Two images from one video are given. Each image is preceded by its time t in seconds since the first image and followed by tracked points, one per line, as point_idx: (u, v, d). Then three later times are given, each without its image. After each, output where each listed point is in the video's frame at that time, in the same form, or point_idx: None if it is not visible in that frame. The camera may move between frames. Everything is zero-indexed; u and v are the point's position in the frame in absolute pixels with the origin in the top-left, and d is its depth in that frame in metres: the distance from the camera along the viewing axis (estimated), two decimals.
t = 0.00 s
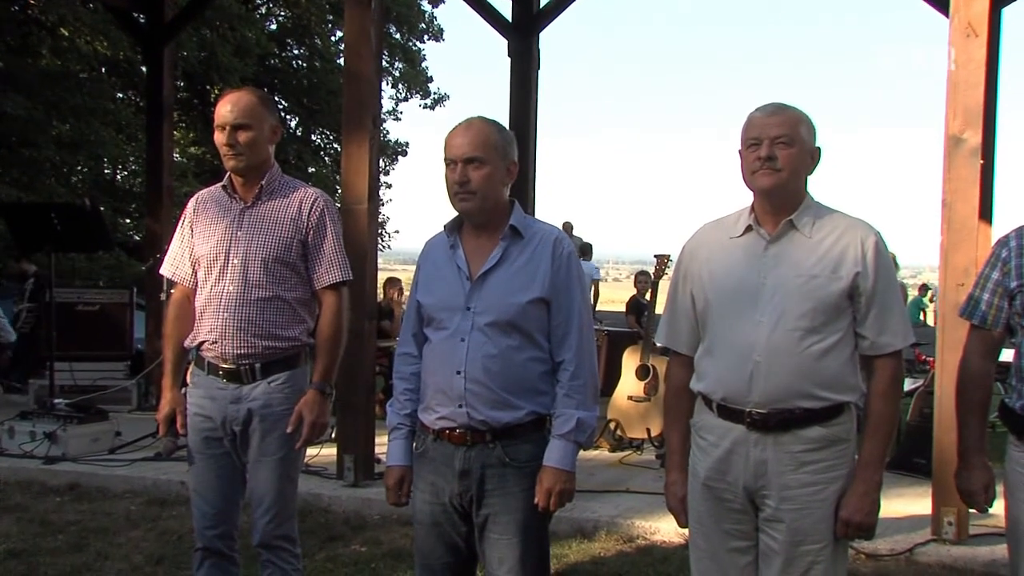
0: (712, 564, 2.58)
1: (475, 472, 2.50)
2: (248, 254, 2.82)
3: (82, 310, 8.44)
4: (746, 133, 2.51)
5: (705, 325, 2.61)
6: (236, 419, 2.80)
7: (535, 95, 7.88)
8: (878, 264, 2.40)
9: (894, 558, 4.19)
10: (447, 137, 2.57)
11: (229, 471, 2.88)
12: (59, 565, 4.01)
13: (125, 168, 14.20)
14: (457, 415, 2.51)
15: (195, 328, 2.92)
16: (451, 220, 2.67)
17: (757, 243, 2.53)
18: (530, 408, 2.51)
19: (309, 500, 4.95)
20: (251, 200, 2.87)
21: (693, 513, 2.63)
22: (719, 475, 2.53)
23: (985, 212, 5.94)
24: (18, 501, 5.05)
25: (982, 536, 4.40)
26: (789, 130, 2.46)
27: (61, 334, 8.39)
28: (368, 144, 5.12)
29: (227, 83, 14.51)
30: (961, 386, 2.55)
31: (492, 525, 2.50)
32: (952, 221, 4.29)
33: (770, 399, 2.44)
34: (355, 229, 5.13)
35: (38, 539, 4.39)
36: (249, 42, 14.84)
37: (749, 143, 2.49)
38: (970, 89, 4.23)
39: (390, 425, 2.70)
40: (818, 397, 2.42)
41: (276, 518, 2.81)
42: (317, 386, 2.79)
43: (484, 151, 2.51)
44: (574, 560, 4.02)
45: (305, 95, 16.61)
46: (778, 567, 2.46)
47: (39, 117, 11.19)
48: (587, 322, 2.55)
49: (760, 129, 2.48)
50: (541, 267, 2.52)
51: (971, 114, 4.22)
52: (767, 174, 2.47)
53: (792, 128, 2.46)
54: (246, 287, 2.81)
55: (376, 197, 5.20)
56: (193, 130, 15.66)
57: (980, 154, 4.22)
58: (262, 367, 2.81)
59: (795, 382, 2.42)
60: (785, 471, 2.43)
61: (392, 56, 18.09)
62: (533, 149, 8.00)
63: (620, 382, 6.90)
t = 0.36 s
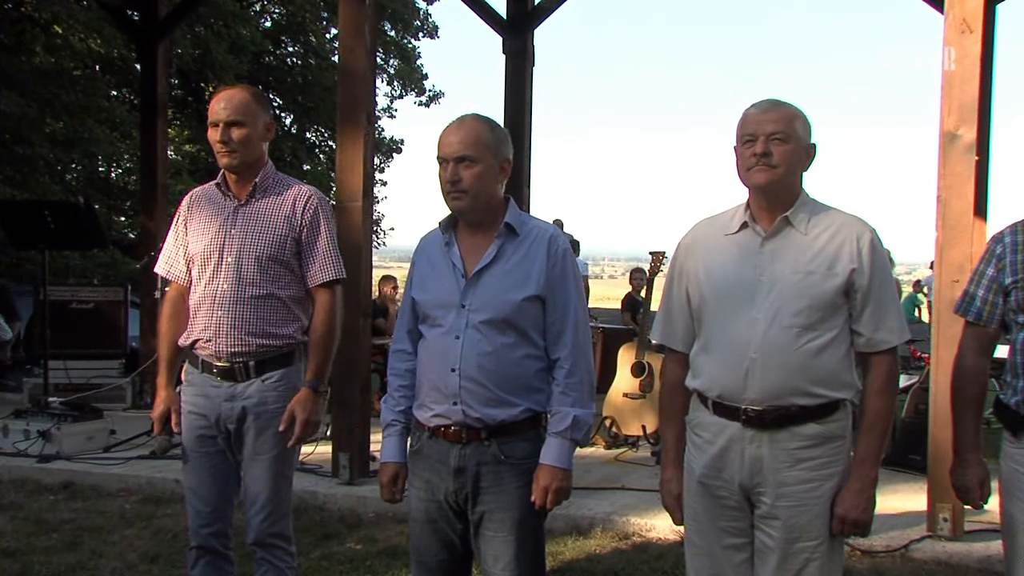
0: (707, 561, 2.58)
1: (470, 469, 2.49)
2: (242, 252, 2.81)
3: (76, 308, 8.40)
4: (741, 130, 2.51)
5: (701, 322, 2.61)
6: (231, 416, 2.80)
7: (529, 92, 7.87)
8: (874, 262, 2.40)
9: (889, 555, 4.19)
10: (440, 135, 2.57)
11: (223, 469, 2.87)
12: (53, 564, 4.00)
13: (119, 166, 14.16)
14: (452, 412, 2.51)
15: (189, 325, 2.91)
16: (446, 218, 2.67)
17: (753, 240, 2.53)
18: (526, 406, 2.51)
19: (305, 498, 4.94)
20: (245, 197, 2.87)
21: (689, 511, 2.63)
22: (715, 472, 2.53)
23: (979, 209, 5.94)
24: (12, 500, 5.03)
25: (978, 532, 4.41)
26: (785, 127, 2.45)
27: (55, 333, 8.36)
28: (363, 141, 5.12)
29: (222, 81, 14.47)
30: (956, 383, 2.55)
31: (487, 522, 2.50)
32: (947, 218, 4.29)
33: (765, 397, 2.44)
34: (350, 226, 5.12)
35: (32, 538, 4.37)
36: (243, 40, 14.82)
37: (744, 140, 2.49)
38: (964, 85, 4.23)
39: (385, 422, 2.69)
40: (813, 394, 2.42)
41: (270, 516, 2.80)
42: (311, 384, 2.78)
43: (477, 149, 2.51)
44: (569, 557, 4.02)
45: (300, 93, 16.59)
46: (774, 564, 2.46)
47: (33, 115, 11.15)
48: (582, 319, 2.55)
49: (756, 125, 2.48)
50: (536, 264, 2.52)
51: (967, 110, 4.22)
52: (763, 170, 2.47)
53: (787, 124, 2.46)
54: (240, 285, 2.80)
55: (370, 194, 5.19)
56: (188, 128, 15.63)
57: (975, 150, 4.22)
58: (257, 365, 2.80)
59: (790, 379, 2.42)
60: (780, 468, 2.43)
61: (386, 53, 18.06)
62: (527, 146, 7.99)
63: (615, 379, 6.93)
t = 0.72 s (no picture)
0: (703, 564, 2.58)
1: (466, 470, 2.49)
2: (239, 251, 2.81)
3: (72, 307, 8.38)
4: (739, 133, 2.51)
5: (697, 324, 2.61)
6: (227, 416, 2.79)
7: (527, 92, 7.86)
8: (871, 265, 2.40)
9: (885, 558, 4.18)
10: (438, 136, 2.56)
11: (219, 469, 2.86)
12: (47, 563, 3.99)
13: (116, 164, 14.13)
14: (448, 413, 2.50)
15: (185, 325, 2.90)
16: (442, 218, 2.67)
17: (750, 242, 2.53)
18: (522, 407, 2.51)
19: (300, 498, 4.94)
20: (242, 197, 2.86)
21: (685, 513, 2.63)
22: (711, 475, 2.53)
23: (976, 212, 5.94)
24: (7, 499, 5.03)
25: (973, 535, 4.41)
26: (783, 129, 2.45)
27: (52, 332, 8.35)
28: (360, 141, 5.11)
29: (219, 80, 14.45)
30: (952, 386, 2.55)
31: (483, 523, 2.49)
32: (944, 221, 4.29)
33: (762, 399, 2.44)
34: (347, 226, 5.11)
35: (27, 537, 4.37)
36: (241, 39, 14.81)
37: (742, 142, 2.49)
38: (962, 89, 4.22)
39: (380, 423, 2.69)
40: (810, 397, 2.42)
41: (266, 516, 2.80)
42: (307, 384, 2.78)
43: (474, 150, 2.50)
44: (565, 559, 4.01)
45: (298, 92, 16.58)
46: (770, 567, 2.46)
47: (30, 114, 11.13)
48: (579, 321, 2.55)
49: (754, 127, 2.48)
50: (533, 265, 2.51)
51: (965, 113, 4.22)
52: (761, 173, 2.47)
53: (785, 127, 2.45)
54: (237, 285, 2.80)
55: (368, 194, 5.19)
56: (185, 127, 15.61)
57: (972, 154, 4.22)
58: (253, 365, 2.79)
59: (787, 382, 2.42)
60: (776, 471, 2.43)
61: (384, 53, 18.03)
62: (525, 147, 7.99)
63: (611, 380, 6.92)
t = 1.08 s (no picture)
0: (701, 563, 2.58)
1: (464, 470, 2.49)
2: (237, 252, 2.81)
3: (69, 307, 8.34)
4: (737, 132, 2.51)
5: (695, 324, 2.61)
6: (225, 417, 2.79)
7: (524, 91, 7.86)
8: (868, 265, 2.40)
9: (883, 557, 4.18)
10: (436, 136, 2.56)
11: (217, 469, 2.86)
12: (45, 564, 3.99)
13: (114, 164, 14.08)
14: (446, 413, 2.50)
15: (183, 325, 2.90)
16: (440, 218, 2.67)
17: (747, 242, 2.53)
18: (520, 407, 2.51)
19: (298, 499, 4.94)
20: (240, 197, 2.86)
21: (683, 513, 2.63)
22: (709, 474, 2.53)
23: (974, 211, 5.95)
24: (4, 499, 5.02)
25: (971, 535, 4.41)
26: (780, 128, 2.45)
27: (49, 331, 8.32)
28: (359, 141, 5.11)
29: (217, 80, 14.44)
30: (950, 386, 2.55)
31: (482, 523, 2.50)
32: (942, 221, 4.30)
33: (760, 399, 2.44)
34: (345, 226, 5.11)
35: (25, 537, 4.36)
36: (239, 39, 14.82)
37: (740, 142, 2.49)
38: (959, 89, 4.23)
39: (379, 423, 2.69)
40: (808, 396, 2.42)
41: (264, 516, 2.80)
42: (306, 384, 2.78)
43: (472, 150, 2.50)
44: (564, 559, 4.01)
45: (295, 92, 16.57)
46: (768, 566, 2.46)
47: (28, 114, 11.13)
48: (577, 321, 2.55)
49: (751, 127, 2.48)
50: (531, 265, 2.51)
51: (962, 114, 4.22)
52: (758, 172, 2.47)
53: (782, 127, 2.45)
54: (235, 285, 2.80)
55: (366, 194, 5.18)
56: (182, 127, 15.60)
57: (969, 153, 4.22)
58: (251, 365, 2.79)
59: (784, 382, 2.42)
60: (774, 471, 2.44)
61: (382, 53, 18.03)
62: (523, 147, 7.99)
63: (609, 379, 6.91)
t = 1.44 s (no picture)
0: (698, 565, 2.59)
1: (461, 472, 2.50)
2: (234, 254, 2.81)
3: (65, 310, 8.36)
4: (732, 133, 2.51)
5: (692, 326, 2.62)
6: (222, 419, 2.79)
7: (520, 94, 7.87)
8: (863, 267, 2.41)
9: (879, 559, 4.19)
10: (432, 138, 2.57)
11: (215, 471, 2.86)
12: (42, 566, 3.99)
13: (109, 166, 14.02)
14: (443, 415, 2.50)
15: (180, 327, 2.90)
16: (437, 221, 2.67)
17: (743, 244, 2.54)
18: (516, 409, 2.51)
19: (295, 501, 4.94)
20: (237, 200, 2.86)
21: (680, 515, 2.63)
22: (705, 476, 2.53)
23: (969, 213, 5.96)
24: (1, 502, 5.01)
25: (966, 536, 4.42)
26: (775, 129, 2.46)
27: (45, 334, 8.32)
28: (355, 142, 5.11)
29: (212, 82, 14.43)
30: (947, 388, 2.55)
31: (478, 525, 2.50)
32: (938, 223, 4.30)
33: (756, 401, 2.44)
34: (341, 228, 5.10)
35: (22, 540, 4.36)
36: (234, 41, 14.81)
37: (735, 143, 2.49)
38: (954, 91, 4.24)
39: (376, 426, 2.69)
40: (804, 398, 2.42)
41: (261, 518, 2.80)
42: (303, 386, 2.78)
43: (468, 151, 2.51)
44: (560, 561, 4.02)
45: (292, 94, 16.57)
46: (764, 568, 2.47)
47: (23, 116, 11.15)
48: (574, 323, 2.55)
49: (747, 128, 2.48)
50: (527, 267, 2.52)
51: (958, 115, 4.23)
52: (754, 172, 2.47)
53: (778, 127, 2.46)
54: (231, 287, 2.79)
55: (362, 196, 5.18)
56: (178, 129, 15.58)
57: (965, 155, 4.23)
58: (248, 367, 2.79)
59: (780, 383, 2.43)
60: (770, 473, 2.44)
61: (378, 56, 18.03)
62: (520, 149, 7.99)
63: (606, 381, 6.91)
